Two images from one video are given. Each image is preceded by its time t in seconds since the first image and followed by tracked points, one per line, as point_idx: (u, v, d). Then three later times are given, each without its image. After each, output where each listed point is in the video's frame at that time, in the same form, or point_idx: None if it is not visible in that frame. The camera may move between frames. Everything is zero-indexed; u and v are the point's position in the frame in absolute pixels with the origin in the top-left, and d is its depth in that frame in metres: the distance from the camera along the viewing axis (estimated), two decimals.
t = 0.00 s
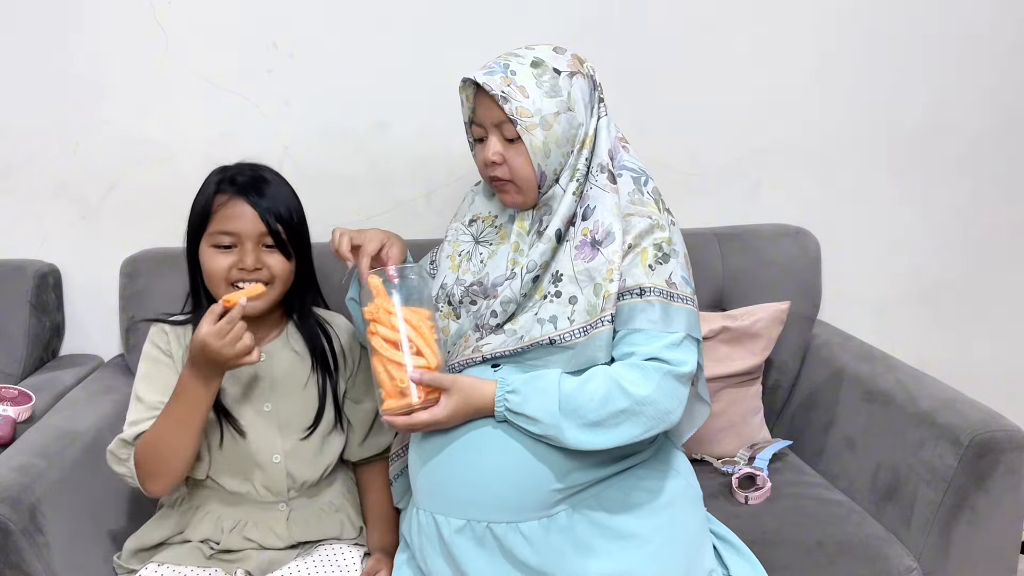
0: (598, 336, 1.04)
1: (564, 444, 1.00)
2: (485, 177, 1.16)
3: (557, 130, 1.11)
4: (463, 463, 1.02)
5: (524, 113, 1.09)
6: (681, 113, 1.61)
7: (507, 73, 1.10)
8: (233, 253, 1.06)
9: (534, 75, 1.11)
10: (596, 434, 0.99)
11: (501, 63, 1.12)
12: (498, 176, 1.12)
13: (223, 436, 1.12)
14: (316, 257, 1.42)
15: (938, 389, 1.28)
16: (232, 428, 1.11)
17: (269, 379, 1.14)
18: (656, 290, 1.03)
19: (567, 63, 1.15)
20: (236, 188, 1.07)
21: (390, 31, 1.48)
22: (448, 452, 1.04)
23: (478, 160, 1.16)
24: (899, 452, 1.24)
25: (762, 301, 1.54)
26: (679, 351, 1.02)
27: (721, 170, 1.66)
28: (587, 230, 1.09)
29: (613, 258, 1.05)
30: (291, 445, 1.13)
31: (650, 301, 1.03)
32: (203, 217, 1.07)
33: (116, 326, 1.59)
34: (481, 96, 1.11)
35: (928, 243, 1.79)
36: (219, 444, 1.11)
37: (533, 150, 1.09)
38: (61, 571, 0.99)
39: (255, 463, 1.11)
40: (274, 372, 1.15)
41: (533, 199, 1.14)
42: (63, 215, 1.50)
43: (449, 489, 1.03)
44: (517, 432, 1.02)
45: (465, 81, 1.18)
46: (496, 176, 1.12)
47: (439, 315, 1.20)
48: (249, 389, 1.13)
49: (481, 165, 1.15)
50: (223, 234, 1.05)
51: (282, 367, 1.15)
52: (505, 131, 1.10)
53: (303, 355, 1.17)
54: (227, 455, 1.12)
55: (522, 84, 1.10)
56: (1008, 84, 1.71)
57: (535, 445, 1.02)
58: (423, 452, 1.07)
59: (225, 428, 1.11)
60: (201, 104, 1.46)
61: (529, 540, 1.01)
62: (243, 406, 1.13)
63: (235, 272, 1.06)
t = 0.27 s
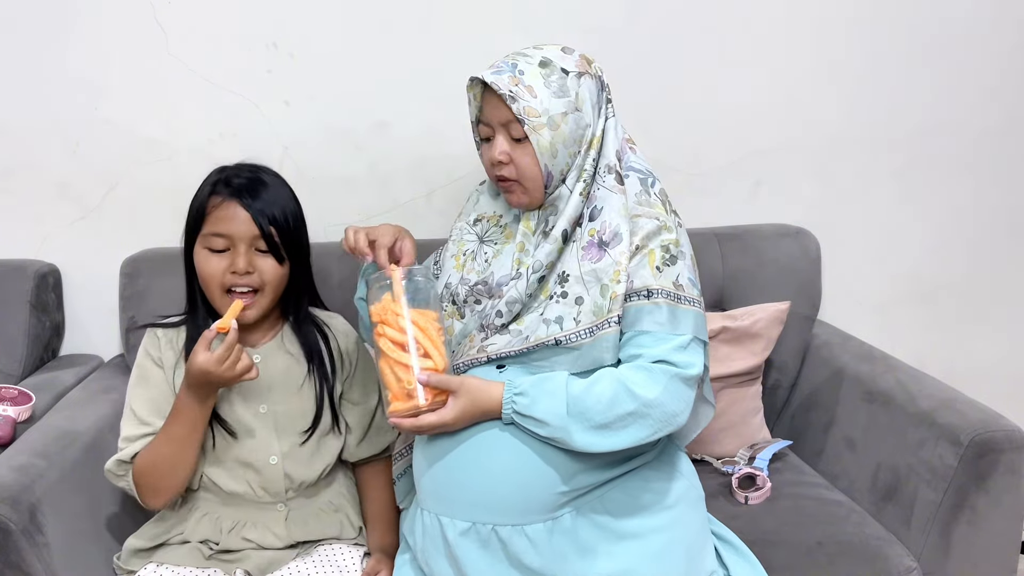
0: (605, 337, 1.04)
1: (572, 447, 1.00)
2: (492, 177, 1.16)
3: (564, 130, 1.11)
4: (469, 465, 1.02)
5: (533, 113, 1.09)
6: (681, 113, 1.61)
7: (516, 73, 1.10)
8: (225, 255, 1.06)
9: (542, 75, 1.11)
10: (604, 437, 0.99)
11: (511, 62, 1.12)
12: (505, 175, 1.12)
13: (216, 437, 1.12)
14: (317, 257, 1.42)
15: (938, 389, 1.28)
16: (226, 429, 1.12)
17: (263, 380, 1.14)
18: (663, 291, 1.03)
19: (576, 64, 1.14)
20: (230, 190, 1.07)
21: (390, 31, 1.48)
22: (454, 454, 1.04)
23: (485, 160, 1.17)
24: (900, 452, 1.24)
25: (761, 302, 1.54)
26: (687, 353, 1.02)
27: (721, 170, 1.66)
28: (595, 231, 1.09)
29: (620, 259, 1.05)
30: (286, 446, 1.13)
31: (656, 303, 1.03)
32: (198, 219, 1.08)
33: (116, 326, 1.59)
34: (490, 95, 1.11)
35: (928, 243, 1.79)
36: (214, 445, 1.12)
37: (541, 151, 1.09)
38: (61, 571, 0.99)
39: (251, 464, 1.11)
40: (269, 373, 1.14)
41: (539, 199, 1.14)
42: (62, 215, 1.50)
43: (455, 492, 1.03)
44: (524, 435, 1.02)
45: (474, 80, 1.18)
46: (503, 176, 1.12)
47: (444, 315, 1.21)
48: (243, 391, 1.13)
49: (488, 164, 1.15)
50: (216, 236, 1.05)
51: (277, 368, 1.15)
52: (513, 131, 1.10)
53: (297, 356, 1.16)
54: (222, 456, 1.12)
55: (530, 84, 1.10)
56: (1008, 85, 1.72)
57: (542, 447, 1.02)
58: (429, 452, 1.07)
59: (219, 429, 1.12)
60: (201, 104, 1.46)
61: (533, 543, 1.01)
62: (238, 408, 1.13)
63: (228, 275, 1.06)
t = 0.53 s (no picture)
0: (606, 339, 1.04)
1: (575, 449, 1.00)
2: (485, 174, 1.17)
3: (552, 130, 1.10)
4: (471, 468, 1.02)
5: (520, 112, 1.09)
6: (681, 113, 1.61)
7: (507, 71, 1.11)
8: (219, 255, 1.06)
9: (534, 75, 1.11)
10: (608, 438, 0.99)
11: (503, 61, 1.12)
12: (493, 173, 1.13)
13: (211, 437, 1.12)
14: (317, 257, 1.42)
15: (938, 389, 1.28)
16: (221, 429, 1.12)
17: (258, 381, 1.14)
18: (666, 292, 1.03)
19: (571, 64, 1.14)
20: (225, 192, 1.07)
21: (390, 31, 1.48)
22: (456, 456, 1.04)
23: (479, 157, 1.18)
24: (900, 452, 1.24)
25: (761, 302, 1.54)
26: (689, 353, 1.02)
27: (721, 170, 1.66)
28: (598, 234, 1.08)
29: (623, 263, 1.05)
30: (283, 446, 1.13)
31: (659, 304, 1.03)
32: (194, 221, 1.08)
33: (115, 326, 1.59)
34: (482, 93, 1.12)
35: (927, 243, 1.79)
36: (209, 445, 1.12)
37: (527, 149, 1.09)
38: (61, 571, 0.99)
39: (247, 464, 1.11)
40: (265, 374, 1.14)
41: (529, 198, 1.14)
42: (62, 215, 1.50)
43: (459, 494, 1.02)
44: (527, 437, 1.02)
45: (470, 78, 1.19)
46: (493, 173, 1.14)
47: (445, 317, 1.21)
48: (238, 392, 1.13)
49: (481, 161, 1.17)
50: (210, 236, 1.05)
51: (272, 369, 1.14)
52: (501, 129, 1.11)
53: (291, 357, 1.16)
54: (218, 456, 1.12)
55: (521, 82, 1.10)
56: (1008, 85, 1.72)
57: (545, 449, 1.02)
58: (431, 455, 1.07)
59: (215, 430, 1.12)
60: (201, 104, 1.46)
61: (536, 545, 1.01)
62: (233, 408, 1.12)
63: (219, 276, 1.05)
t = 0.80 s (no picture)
0: (597, 341, 1.04)
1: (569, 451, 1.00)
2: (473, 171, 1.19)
3: (536, 130, 1.10)
4: (467, 472, 1.02)
5: (506, 109, 1.10)
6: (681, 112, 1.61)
7: (497, 69, 1.12)
8: (216, 253, 1.05)
9: (523, 74, 1.12)
10: (602, 439, 0.99)
11: (494, 59, 1.14)
12: (478, 169, 1.14)
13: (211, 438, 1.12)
14: (317, 257, 1.42)
15: (938, 389, 1.28)
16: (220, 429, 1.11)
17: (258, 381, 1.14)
18: (656, 291, 1.03)
19: (560, 66, 1.14)
20: (223, 190, 1.07)
21: (390, 31, 1.48)
22: (452, 461, 1.03)
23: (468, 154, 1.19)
24: (900, 452, 1.24)
25: (761, 301, 1.54)
26: (680, 352, 1.02)
27: (721, 170, 1.66)
28: (588, 236, 1.08)
29: (613, 264, 1.05)
30: (281, 447, 1.13)
31: (650, 303, 1.03)
32: (191, 219, 1.08)
33: (116, 326, 1.59)
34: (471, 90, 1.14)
35: (928, 242, 1.79)
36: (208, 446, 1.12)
37: (509, 146, 1.10)
38: (61, 571, 0.99)
39: (246, 464, 1.11)
40: (263, 374, 1.14)
41: (512, 197, 1.15)
42: (63, 215, 1.50)
43: (456, 498, 1.02)
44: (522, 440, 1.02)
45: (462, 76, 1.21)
46: (479, 170, 1.15)
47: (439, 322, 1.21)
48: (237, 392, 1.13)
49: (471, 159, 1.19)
50: (207, 235, 1.05)
51: (271, 369, 1.15)
52: (487, 125, 1.13)
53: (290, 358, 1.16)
54: (217, 456, 1.12)
55: (509, 80, 1.11)
56: (1008, 84, 1.71)
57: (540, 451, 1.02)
58: (427, 460, 1.07)
59: (214, 430, 1.11)
60: (201, 104, 1.46)
61: (534, 548, 1.01)
62: (232, 408, 1.12)
63: (216, 274, 1.05)
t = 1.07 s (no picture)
0: (593, 343, 1.04)
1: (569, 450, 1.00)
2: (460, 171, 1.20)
3: (521, 133, 1.10)
4: (466, 474, 1.02)
5: (491, 110, 1.10)
6: (680, 112, 1.61)
7: (486, 69, 1.13)
8: (217, 253, 1.05)
9: (512, 76, 1.12)
10: (602, 439, 0.99)
11: (485, 60, 1.14)
12: (462, 169, 1.15)
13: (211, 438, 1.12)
14: (317, 257, 1.42)
15: (938, 390, 1.28)
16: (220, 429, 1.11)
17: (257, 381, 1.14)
18: (649, 290, 1.03)
19: (552, 70, 1.14)
20: (223, 190, 1.07)
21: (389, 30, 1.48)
22: (451, 464, 1.03)
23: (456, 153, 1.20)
24: (900, 452, 1.24)
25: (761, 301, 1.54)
26: (678, 351, 1.02)
27: (721, 170, 1.66)
28: (581, 239, 1.08)
29: (606, 265, 1.05)
30: (281, 446, 1.13)
31: (645, 303, 1.03)
32: (190, 219, 1.08)
33: (115, 326, 1.59)
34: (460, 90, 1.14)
35: (928, 242, 1.79)
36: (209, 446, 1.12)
37: (492, 148, 1.10)
38: (61, 571, 0.99)
39: (245, 464, 1.11)
40: (263, 374, 1.14)
41: (494, 199, 1.16)
42: (62, 215, 1.50)
43: (455, 500, 1.02)
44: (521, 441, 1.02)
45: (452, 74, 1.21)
46: (463, 170, 1.16)
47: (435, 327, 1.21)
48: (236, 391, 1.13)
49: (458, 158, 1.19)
50: (208, 235, 1.05)
51: (270, 369, 1.15)
52: (472, 126, 1.13)
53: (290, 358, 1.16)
54: (217, 456, 1.12)
55: (497, 82, 1.11)
56: (1008, 84, 1.71)
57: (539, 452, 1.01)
58: (426, 463, 1.07)
59: (213, 430, 1.11)
60: (201, 104, 1.46)
61: (533, 549, 1.01)
62: (232, 407, 1.12)
63: (218, 274, 1.04)
